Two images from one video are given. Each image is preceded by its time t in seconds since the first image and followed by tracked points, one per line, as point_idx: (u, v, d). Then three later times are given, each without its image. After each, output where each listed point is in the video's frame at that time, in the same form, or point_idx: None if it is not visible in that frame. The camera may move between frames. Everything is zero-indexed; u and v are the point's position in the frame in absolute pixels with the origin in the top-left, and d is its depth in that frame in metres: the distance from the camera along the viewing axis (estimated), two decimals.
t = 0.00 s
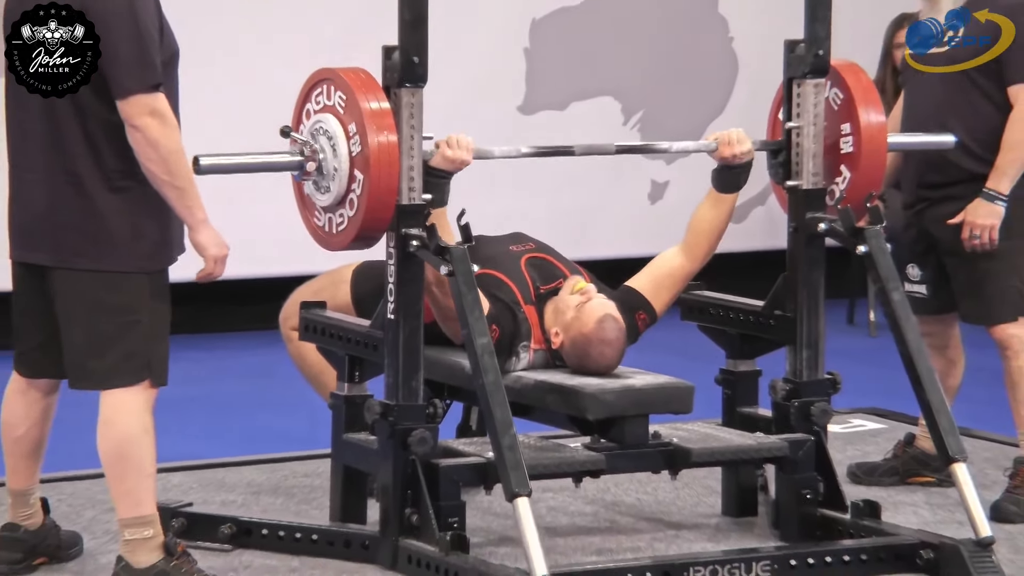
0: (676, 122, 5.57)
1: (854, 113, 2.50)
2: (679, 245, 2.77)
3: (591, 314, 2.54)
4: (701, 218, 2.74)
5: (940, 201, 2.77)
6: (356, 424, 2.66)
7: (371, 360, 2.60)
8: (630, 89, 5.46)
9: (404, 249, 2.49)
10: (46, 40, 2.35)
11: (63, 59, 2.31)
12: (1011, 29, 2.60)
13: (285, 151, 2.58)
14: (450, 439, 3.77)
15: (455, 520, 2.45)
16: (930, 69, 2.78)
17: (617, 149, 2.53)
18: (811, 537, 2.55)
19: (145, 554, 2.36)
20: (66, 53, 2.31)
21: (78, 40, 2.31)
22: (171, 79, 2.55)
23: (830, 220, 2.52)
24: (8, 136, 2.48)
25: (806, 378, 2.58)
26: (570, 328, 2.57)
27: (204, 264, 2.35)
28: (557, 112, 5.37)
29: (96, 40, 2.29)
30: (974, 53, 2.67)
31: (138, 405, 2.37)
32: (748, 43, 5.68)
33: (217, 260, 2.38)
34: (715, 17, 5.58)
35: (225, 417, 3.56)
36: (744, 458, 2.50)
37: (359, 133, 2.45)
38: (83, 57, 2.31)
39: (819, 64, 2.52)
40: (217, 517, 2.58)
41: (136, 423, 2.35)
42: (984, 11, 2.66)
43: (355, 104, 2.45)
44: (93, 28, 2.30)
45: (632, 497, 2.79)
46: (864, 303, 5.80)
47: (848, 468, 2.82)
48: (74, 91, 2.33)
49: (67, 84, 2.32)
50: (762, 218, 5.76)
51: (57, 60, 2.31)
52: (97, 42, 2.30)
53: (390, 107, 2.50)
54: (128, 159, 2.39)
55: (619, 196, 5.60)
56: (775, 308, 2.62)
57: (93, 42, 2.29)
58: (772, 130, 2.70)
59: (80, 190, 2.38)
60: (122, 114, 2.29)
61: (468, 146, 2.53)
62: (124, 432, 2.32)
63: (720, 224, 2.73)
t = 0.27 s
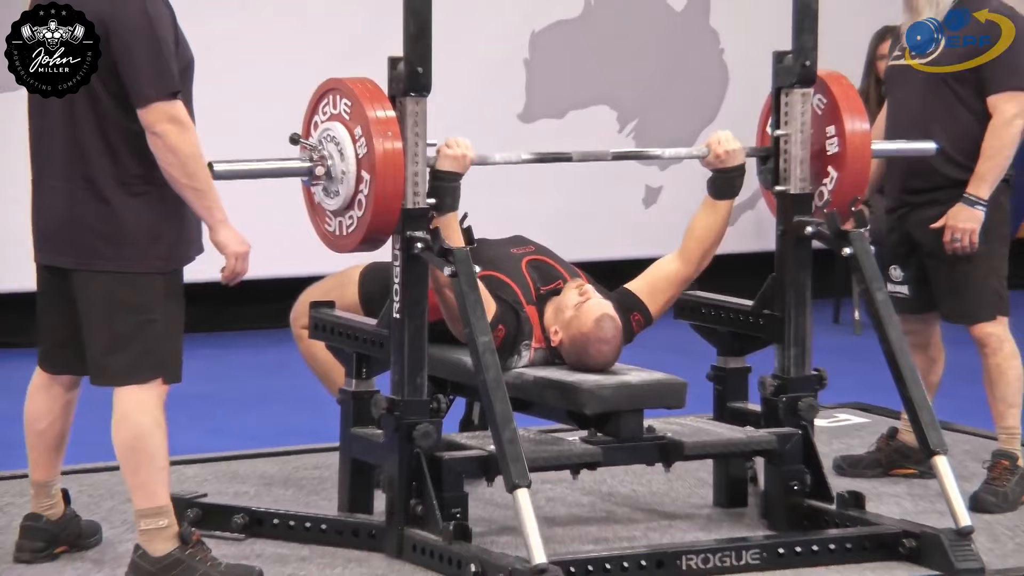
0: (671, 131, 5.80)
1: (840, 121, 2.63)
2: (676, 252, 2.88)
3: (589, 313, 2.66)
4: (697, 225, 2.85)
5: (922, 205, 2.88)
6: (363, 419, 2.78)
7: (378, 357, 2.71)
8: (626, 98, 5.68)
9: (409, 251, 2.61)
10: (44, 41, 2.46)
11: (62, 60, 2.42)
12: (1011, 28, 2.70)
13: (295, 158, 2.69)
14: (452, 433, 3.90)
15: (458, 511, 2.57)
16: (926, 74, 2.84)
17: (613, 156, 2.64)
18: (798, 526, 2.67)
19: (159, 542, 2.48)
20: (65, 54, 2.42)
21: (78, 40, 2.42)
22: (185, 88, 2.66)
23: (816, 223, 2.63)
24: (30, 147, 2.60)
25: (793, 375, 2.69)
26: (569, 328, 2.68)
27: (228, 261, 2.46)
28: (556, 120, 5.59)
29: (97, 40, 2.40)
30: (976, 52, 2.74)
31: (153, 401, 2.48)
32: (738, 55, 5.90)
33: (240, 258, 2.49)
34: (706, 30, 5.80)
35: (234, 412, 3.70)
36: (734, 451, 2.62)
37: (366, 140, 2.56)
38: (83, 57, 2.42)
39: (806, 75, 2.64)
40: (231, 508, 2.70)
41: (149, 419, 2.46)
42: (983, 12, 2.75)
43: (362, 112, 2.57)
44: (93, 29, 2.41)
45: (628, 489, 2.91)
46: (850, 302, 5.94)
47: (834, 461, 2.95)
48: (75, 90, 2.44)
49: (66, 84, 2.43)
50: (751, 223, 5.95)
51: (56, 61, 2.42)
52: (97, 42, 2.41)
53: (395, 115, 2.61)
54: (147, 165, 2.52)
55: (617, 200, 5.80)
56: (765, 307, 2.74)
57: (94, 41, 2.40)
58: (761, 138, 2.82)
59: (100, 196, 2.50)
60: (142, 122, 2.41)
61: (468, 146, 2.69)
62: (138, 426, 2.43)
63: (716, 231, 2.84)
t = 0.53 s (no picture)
0: (665, 137, 6.15)
1: (825, 128, 2.74)
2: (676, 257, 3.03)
3: (589, 313, 2.78)
4: (691, 234, 2.97)
5: (904, 208, 3.00)
6: (370, 414, 2.90)
7: (383, 354, 2.84)
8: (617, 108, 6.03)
9: (413, 252, 2.73)
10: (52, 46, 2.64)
11: (64, 60, 2.58)
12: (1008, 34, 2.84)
13: (301, 163, 2.80)
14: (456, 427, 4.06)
15: (461, 501, 2.69)
16: (907, 80, 2.95)
17: (607, 163, 2.77)
18: (786, 516, 2.80)
19: (177, 532, 2.59)
20: (66, 56, 2.59)
21: (78, 39, 2.58)
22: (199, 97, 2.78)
23: (803, 226, 2.75)
24: (53, 157, 2.73)
25: (781, 371, 2.81)
26: (569, 326, 2.81)
27: (240, 263, 2.58)
28: (553, 128, 5.95)
29: (94, 39, 2.55)
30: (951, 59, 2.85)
31: (168, 396, 2.61)
32: (729, 65, 6.26)
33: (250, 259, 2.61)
34: (699, 42, 6.17)
35: (246, 407, 3.86)
36: (725, 444, 2.74)
37: (370, 145, 2.68)
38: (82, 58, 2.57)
39: (791, 84, 2.76)
40: (243, 499, 2.85)
41: (164, 414, 2.58)
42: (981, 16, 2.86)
43: (367, 119, 2.68)
44: (93, 29, 2.56)
45: (623, 480, 3.04)
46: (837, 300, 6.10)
47: (820, 453, 3.07)
48: (71, 90, 2.58)
49: (64, 85, 2.58)
50: (741, 225, 6.27)
51: (59, 62, 2.58)
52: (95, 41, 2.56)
53: (398, 122, 2.73)
54: (163, 171, 2.65)
55: (612, 205, 6.12)
56: (754, 306, 2.86)
57: (92, 40, 2.55)
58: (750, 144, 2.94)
59: (121, 202, 2.62)
60: (158, 129, 2.55)
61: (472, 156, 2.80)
62: (155, 421, 2.55)
63: (708, 238, 2.97)
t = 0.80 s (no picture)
0: (658, 143, 6.47)
1: (811, 136, 2.87)
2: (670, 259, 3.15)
3: (586, 314, 2.91)
4: (684, 235, 3.11)
5: (887, 212, 3.13)
6: (376, 408, 3.04)
7: (389, 351, 2.97)
8: (613, 118, 6.34)
9: (418, 254, 2.86)
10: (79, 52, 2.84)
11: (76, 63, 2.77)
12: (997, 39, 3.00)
13: (312, 169, 2.94)
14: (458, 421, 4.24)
15: (463, 491, 2.82)
16: (890, 88, 3.09)
17: (603, 169, 2.90)
18: (774, 506, 2.94)
19: (192, 521, 2.72)
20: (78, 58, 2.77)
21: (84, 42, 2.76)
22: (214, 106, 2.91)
23: (790, 229, 2.88)
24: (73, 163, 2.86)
25: (769, 367, 2.95)
26: (567, 325, 2.94)
27: (249, 266, 2.72)
28: (552, 136, 6.24)
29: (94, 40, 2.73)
30: (942, 61, 2.97)
31: (184, 392, 2.75)
32: (720, 75, 6.57)
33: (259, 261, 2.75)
34: (689, 52, 6.48)
35: (255, 401, 4.03)
36: (716, 437, 2.88)
37: (377, 152, 2.81)
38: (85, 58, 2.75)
39: (779, 94, 2.89)
40: (255, 490, 2.99)
41: (180, 409, 2.72)
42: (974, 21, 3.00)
43: (374, 127, 2.81)
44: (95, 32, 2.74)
45: (618, 472, 3.18)
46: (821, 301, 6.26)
47: (807, 446, 3.21)
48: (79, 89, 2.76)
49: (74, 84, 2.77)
50: (731, 228, 6.53)
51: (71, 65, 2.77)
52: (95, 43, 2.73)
53: (404, 130, 2.86)
54: (178, 176, 2.78)
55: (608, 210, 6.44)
56: (744, 306, 2.99)
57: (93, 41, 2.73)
58: (740, 150, 3.07)
59: (138, 206, 2.75)
60: (174, 137, 2.68)
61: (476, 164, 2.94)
62: (171, 415, 2.69)
63: (699, 239, 3.10)
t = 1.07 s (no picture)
0: (652, 152, 6.67)
1: (799, 143, 3.01)
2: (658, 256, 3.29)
3: (581, 312, 3.04)
4: (674, 233, 3.24)
5: (872, 216, 3.27)
6: (382, 403, 3.18)
7: (395, 349, 3.11)
8: (609, 125, 6.54)
9: (422, 256, 2.99)
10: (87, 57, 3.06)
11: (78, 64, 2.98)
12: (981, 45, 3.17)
13: (321, 175, 3.07)
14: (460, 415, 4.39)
15: (466, 482, 2.96)
16: (875, 96, 3.22)
17: (600, 174, 3.03)
18: (763, 497, 3.07)
19: (207, 511, 2.87)
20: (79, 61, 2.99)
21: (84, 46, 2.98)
22: (229, 114, 3.04)
23: (779, 232, 3.01)
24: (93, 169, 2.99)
25: (759, 364, 3.08)
26: (563, 323, 3.07)
27: (261, 268, 2.86)
28: (550, 143, 6.45)
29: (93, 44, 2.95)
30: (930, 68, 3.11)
31: (198, 389, 2.88)
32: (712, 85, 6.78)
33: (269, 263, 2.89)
34: (682, 64, 6.67)
35: (264, 396, 4.18)
36: (707, 431, 3.01)
37: (384, 158, 2.94)
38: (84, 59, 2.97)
39: (768, 102, 3.02)
40: (266, 481, 3.14)
41: (195, 405, 2.86)
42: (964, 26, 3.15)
43: (381, 135, 2.94)
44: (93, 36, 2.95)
45: (614, 464, 3.33)
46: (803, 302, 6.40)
47: (794, 440, 3.35)
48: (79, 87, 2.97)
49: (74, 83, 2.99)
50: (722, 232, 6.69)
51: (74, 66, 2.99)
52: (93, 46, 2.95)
53: (410, 137, 2.99)
54: (194, 181, 2.91)
55: (605, 215, 6.59)
56: (733, 305, 3.14)
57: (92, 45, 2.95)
58: (730, 156, 3.20)
59: (153, 209, 2.88)
60: (190, 143, 2.81)
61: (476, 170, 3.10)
62: (186, 410, 2.83)
63: (689, 237, 3.23)
